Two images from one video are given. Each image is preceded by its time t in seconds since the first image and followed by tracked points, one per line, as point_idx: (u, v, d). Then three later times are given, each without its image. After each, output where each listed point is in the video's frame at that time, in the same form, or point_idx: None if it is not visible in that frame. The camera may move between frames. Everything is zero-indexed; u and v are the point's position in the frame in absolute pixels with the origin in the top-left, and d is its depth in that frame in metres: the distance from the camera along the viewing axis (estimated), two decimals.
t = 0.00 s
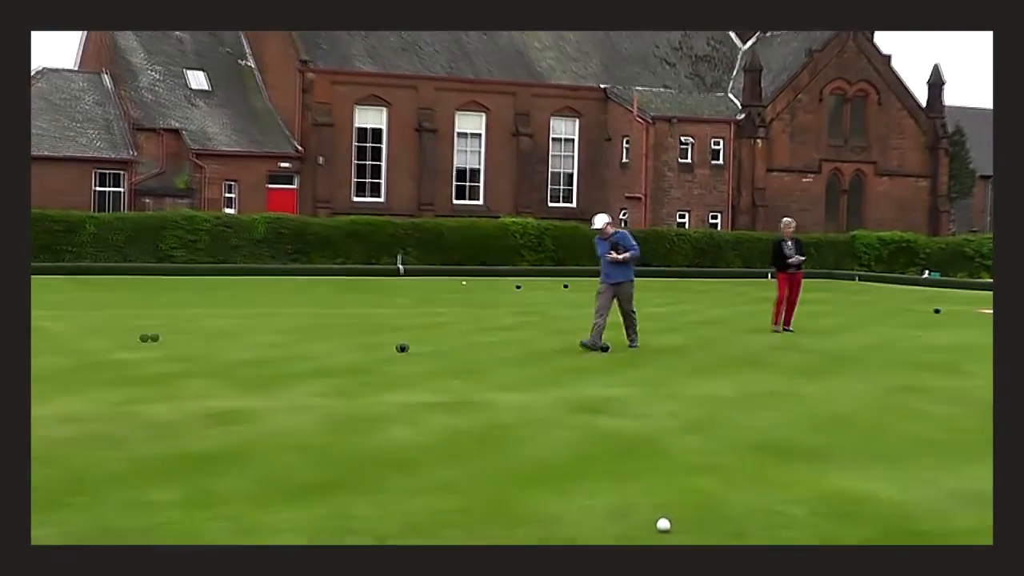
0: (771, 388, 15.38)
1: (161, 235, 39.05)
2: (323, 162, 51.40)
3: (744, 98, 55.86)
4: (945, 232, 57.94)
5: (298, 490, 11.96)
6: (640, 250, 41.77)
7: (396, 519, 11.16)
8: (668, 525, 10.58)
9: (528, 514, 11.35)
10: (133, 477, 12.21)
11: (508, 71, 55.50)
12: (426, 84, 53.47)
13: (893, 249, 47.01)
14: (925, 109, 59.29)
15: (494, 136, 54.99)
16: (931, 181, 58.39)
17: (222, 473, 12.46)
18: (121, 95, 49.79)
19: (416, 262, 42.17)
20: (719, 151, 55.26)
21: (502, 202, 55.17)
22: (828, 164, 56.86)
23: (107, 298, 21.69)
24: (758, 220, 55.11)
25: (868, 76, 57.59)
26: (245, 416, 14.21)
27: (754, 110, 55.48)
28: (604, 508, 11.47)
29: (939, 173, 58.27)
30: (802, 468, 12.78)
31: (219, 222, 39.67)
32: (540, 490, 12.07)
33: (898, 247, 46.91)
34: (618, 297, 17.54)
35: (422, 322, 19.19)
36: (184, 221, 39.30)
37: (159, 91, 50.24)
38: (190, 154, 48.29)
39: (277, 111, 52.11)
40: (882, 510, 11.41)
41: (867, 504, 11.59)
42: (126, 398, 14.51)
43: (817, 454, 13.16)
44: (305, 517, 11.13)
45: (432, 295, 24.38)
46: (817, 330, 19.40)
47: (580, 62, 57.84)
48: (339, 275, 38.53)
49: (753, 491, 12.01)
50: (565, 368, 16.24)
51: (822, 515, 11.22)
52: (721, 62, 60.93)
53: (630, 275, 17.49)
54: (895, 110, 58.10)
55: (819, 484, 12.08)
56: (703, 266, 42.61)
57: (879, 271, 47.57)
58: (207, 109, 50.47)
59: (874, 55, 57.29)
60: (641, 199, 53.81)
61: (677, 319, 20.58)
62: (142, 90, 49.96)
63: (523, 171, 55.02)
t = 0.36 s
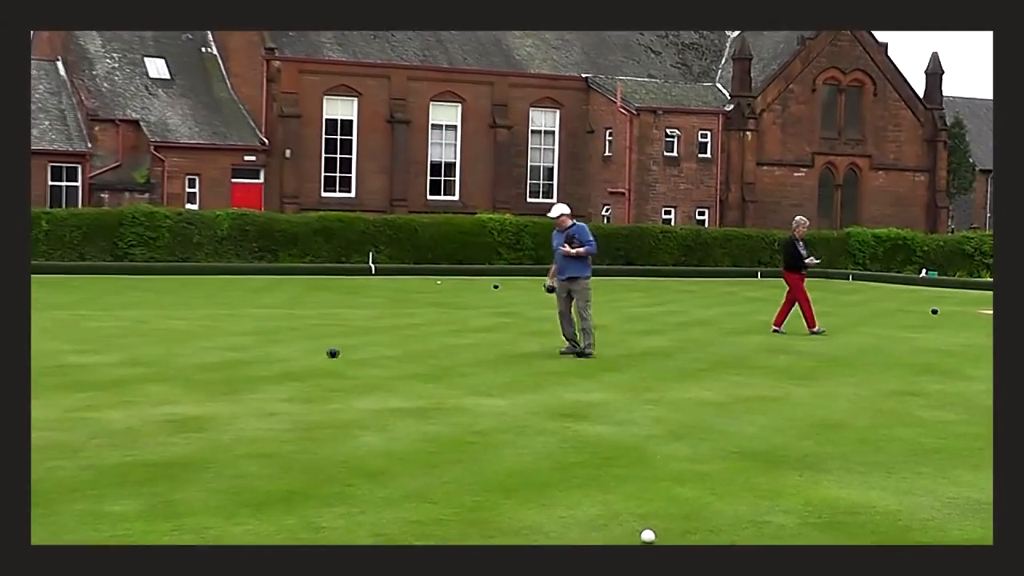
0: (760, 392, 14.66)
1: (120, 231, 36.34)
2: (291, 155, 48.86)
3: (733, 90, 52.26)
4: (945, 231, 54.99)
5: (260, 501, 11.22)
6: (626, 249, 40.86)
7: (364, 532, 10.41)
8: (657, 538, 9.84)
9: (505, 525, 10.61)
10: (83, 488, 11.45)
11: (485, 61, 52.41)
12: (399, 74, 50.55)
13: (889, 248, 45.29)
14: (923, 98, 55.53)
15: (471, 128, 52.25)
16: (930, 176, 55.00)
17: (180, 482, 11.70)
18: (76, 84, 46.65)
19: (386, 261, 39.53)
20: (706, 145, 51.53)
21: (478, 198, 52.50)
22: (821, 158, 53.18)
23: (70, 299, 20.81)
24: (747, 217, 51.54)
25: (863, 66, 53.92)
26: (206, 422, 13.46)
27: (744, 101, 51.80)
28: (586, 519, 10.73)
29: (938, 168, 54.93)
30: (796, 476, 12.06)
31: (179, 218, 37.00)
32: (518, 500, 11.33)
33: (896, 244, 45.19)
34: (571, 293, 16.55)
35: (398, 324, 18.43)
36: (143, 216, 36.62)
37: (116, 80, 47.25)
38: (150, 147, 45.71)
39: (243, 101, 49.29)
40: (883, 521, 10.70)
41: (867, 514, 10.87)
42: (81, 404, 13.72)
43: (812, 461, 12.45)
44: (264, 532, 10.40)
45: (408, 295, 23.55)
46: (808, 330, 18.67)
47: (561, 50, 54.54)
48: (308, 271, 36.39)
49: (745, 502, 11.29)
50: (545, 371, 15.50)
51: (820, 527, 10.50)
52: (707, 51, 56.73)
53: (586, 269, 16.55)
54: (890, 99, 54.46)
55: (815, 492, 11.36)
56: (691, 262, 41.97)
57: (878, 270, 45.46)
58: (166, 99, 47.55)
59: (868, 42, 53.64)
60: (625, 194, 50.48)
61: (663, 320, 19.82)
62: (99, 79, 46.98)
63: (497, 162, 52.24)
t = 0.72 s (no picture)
0: (759, 394, 14.24)
1: (98, 229, 35.20)
2: (274, 149, 47.49)
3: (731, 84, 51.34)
4: (949, 228, 53.45)
5: (242, 509, 10.78)
6: (622, 248, 40.41)
7: (347, 540, 9.97)
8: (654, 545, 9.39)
9: (495, 533, 10.17)
10: (56, 494, 11.00)
11: (475, 53, 51.37)
12: (386, 66, 49.37)
13: (892, 244, 44.76)
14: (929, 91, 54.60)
15: (461, 122, 51.00)
16: (935, 171, 53.95)
17: (159, 488, 11.27)
18: (51, 74, 45.17)
19: (373, 259, 38.64)
20: (704, 139, 50.79)
21: (468, 194, 51.23)
22: (821, 153, 52.25)
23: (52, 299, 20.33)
24: (746, 214, 50.57)
25: (866, 57, 52.91)
26: (187, 426, 13.01)
27: (743, 94, 50.86)
28: (580, 526, 10.29)
29: (943, 162, 53.83)
30: (796, 481, 11.64)
31: (157, 216, 35.89)
32: (510, 507, 10.89)
33: (899, 242, 44.57)
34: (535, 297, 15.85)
35: (388, 325, 17.98)
36: (120, 213, 35.43)
37: (93, 72, 46.15)
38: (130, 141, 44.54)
39: (225, 94, 48.19)
40: (887, 529, 10.29)
41: (870, 520, 10.45)
42: (57, 407, 13.27)
43: (813, 465, 12.01)
44: (244, 539, 9.94)
45: (399, 296, 23.10)
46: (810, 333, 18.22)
47: (554, 41, 53.53)
48: (294, 270, 35.73)
49: (747, 507, 10.85)
50: (538, 373, 15.06)
51: (825, 534, 10.06)
52: (706, 42, 56.21)
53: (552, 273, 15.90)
54: (894, 93, 53.54)
55: (817, 498, 10.93)
56: (688, 260, 41.53)
57: (881, 267, 44.79)
58: (147, 92, 46.53)
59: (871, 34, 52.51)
60: (620, 190, 49.71)
61: (661, 320, 19.38)
62: (76, 71, 45.83)
63: (489, 157, 51.10)
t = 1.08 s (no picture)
0: (761, 396, 13.78)
1: (77, 225, 34.55)
2: (261, 144, 46.47)
3: (731, 74, 50.76)
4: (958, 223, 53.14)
5: (227, 515, 10.32)
6: (621, 243, 40.16)
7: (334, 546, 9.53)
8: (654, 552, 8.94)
9: (489, 539, 9.74)
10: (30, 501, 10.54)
11: (468, 44, 50.16)
12: (375, 57, 48.22)
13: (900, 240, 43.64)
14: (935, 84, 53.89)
15: (454, 115, 49.82)
16: (942, 165, 53.34)
17: (139, 493, 10.83)
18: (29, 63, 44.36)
19: (363, 257, 38.05)
20: (704, 133, 49.95)
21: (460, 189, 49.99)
22: (825, 147, 51.62)
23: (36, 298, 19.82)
24: (747, 209, 49.93)
25: (870, 47, 52.35)
26: (169, 429, 12.56)
27: (743, 86, 50.33)
28: (577, 533, 9.86)
29: (951, 156, 53.13)
30: (801, 486, 11.22)
31: (139, 211, 35.30)
32: (504, 512, 10.47)
33: (905, 238, 43.49)
34: (490, 296, 15.44)
35: (380, 325, 17.54)
36: (103, 208, 34.82)
37: (73, 63, 45.26)
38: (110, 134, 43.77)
39: (209, 86, 47.51)
40: (896, 535, 9.87)
41: (879, 526, 10.03)
42: (34, 410, 12.80)
43: (817, 470, 11.59)
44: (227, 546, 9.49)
45: (391, 295, 22.66)
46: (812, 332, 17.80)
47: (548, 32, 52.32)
48: (281, 268, 35.30)
49: (750, 513, 10.42)
50: (534, 375, 14.61)
51: (834, 540, 9.64)
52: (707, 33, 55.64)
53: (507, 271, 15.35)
54: (900, 84, 52.95)
55: (823, 503, 10.51)
56: (687, 258, 40.87)
57: (887, 265, 43.57)
58: (127, 84, 45.71)
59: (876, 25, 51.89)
60: (618, 185, 48.90)
61: (660, 320, 18.94)
62: (55, 61, 44.88)
63: (481, 157, 49.90)
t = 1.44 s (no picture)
0: (770, 399, 13.36)
1: (66, 224, 34.03)
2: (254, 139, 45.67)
3: (740, 68, 49.22)
4: (975, 220, 51.02)
5: (220, 524, 9.87)
6: (624, 241, 39.67)
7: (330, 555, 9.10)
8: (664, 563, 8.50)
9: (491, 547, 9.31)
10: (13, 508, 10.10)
11: (467, 37, 49.46)
12: (372, 50, 47.53)
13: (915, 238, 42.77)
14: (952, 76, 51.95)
15: (454, 109, 49.10)
16: (960, 160, 51.18)
17: (127, 499, 10.41)
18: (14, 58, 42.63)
19: (361, 257, 37.50)
20: (712, 127, 48.65)
21: (462, 184, 49.29)
22: (837, 141, 49.86)
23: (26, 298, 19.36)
24: (756, 207, 48.48)
25: (886, 39, 50.23)
26: (159, 434, 12.12)
27: (753, 79, 48.67)
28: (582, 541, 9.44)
29: (968, 152, 51.11)
30: (813, 493, 10.79)
31: (129, 210, 34.81)
32: (506, 519, 10.04)
33: (921, 236, 42.65)
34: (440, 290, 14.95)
35: (379, 327, 17.09)
36: (91, 206, 34.36)
37: (59, 56, 43.61)
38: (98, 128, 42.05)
39: (201, 79, 45.96)
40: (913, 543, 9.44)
41: (894, 534, 9.60)
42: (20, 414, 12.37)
43: (829, 476, 11.15)
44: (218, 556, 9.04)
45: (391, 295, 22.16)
46: (822, 334, 17.34)
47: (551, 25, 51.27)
48: (276, 267, 34.93)
49: (761, 520, 10.00)
50: (536, 377, 14.17)
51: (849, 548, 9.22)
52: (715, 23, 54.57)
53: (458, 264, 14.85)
54: (915, 77, 50.94)
55: (836, 509, 10.08)
56: (696, 256, 40.50)
57: (902, 263, 42.95)
58: (117, 77, 44.05)
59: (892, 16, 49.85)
60: (622, 181, 47.65)
61: (666, 321, 18.47)
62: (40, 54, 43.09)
63: (483, 152, 49.08)
